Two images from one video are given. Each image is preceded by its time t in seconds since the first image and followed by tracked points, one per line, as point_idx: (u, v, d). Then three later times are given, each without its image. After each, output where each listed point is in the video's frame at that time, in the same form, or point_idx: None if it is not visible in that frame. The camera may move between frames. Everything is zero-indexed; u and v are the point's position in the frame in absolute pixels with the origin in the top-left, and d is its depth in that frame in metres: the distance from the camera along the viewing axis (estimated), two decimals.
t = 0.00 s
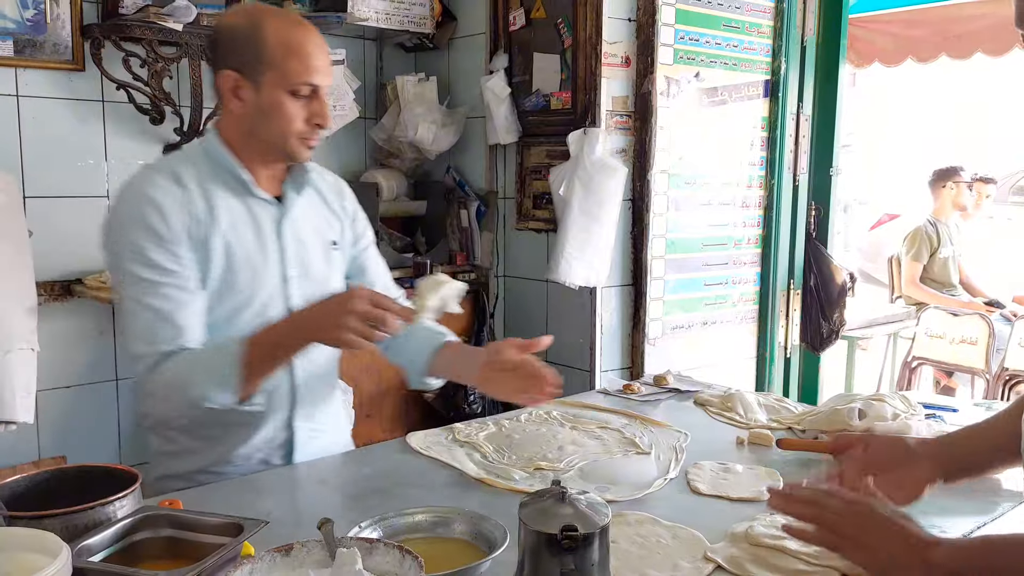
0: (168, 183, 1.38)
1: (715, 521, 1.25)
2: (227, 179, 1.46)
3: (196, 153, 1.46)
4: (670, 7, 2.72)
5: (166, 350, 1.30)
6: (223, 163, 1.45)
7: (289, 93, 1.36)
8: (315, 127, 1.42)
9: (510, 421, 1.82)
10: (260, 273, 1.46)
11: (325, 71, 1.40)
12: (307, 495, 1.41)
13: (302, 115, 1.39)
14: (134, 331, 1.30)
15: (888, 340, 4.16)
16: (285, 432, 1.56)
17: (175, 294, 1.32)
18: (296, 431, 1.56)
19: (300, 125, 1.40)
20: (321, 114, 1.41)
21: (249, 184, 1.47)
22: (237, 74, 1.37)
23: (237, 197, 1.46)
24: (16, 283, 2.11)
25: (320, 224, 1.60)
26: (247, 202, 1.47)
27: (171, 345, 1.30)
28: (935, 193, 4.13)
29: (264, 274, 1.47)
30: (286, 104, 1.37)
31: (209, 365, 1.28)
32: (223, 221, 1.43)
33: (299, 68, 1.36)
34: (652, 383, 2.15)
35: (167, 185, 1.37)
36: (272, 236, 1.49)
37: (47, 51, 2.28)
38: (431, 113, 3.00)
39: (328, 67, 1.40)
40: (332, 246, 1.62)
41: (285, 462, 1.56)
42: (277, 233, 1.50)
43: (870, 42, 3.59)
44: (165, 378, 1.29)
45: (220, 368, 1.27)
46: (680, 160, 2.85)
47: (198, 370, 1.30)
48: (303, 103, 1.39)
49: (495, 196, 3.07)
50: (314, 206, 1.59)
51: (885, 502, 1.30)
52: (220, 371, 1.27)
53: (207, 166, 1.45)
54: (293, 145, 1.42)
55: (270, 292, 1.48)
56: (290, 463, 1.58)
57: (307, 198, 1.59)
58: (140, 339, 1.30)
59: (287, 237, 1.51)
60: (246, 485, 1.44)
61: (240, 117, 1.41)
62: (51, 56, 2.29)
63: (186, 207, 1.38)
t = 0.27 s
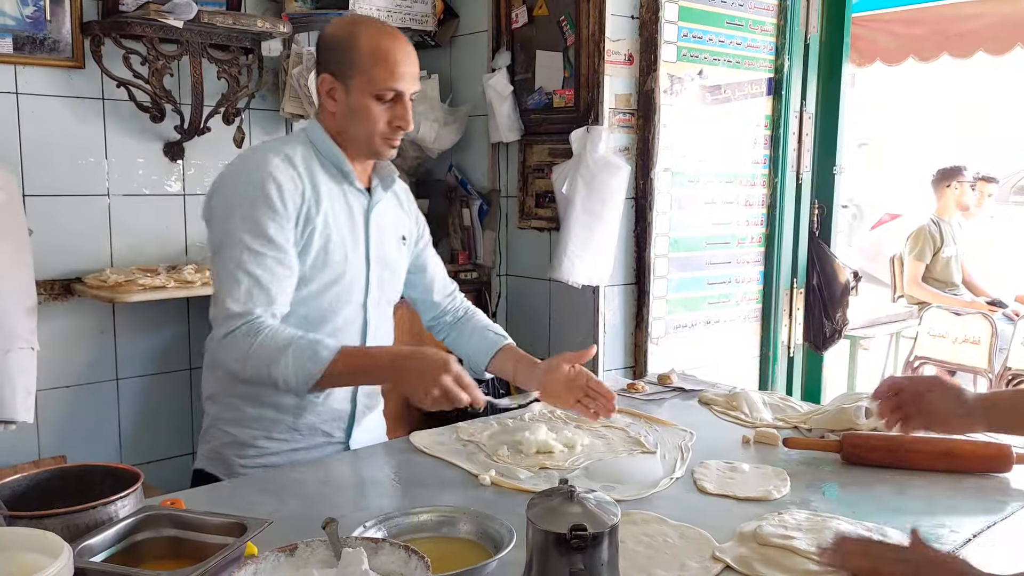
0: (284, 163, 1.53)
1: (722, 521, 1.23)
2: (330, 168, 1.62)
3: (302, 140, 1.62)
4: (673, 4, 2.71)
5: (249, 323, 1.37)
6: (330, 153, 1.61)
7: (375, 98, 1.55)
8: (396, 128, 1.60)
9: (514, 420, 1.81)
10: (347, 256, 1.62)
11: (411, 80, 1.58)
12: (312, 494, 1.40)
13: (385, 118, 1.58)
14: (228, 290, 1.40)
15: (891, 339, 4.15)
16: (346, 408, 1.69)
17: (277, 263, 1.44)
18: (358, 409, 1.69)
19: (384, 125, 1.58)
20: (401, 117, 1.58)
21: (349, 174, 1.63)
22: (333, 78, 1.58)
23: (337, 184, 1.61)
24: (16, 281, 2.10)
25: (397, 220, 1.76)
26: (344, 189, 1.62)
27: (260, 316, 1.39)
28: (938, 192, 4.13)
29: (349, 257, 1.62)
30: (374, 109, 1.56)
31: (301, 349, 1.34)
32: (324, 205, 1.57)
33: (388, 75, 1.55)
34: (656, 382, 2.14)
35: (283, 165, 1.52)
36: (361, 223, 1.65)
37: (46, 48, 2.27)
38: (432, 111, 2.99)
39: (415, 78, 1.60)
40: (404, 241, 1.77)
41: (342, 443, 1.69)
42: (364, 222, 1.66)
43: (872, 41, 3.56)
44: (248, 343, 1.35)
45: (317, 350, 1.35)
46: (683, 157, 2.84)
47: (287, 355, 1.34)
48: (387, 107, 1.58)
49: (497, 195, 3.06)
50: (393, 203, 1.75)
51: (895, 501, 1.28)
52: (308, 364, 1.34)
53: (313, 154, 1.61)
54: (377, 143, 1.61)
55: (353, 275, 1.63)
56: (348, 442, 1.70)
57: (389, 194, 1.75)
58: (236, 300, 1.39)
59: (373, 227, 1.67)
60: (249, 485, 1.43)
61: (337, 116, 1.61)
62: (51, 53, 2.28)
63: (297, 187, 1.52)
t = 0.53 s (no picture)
0: (281, 158, 1.50)
1: (722, 522, 1.23)
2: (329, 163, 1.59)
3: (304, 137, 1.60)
4: (672, 4, 2.70)
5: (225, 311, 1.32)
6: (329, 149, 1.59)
7: (347, 90, 1.49)
8: (366, 121, 1.51)
9: (513, 421, 1.80)
10: (344, 252, 1.58)
11: (388, 72, 1.49)
12: (309, 496, 1.39)
13: (355, 113, 1.51)
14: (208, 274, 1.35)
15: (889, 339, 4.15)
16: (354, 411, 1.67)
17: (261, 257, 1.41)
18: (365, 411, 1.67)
19: (353, 120, 1.51)
20: (371, 110, 1.49)
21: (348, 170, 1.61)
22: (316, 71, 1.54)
23: (335, 179, 1.59)
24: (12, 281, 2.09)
25: (399, 218, 1.73)
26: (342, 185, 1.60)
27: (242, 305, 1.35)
28: (937, 193, 4.16)
29: (346, 253, 1.59)
30: (346, 100, 1.50)
31: (273, 351, 1.31)
32: (321, 201, 1.55)
33: (359, 65, 1.47)
34: (655, 383, 2.13)
35: (281, 158, 1.50)
36: (361, 218, 1.61)
37: (41, 48, 2.26)
38: (431, 111, 2.98)
39: (396, 72, 1.50)
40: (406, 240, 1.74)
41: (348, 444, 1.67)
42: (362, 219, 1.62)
43: (871, 42, 3.55)
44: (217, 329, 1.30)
45: (289, 356, 1.31)
46: (683, 157, 2.83)
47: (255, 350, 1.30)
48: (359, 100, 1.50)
49: (496, 195, 3.05)
50: (394, 201, 1.72)
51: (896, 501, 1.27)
52: (278, 372, 1.30)
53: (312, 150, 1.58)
54: (355, 140, 1.55)
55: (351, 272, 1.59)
56: (354, 441, 1.69)
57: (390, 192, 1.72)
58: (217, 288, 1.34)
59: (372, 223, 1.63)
60: (247, 487, 1.42)
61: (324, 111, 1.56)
62: (46, 52, 2.27)
63: (293, 181, 1.50)
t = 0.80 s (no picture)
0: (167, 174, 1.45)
1: (706, 523, 1.20)
2: (230, 174, 1.50)
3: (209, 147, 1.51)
4: None
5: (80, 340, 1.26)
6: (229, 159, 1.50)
7: (231, 75, 1.45)
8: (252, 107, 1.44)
9: (497, 421, 1.78)
10: (246, 270, 1.49)
11: (276, 55, 1.44)
12: (285, 499, 1.36)
13: (240, 99, 1.44)
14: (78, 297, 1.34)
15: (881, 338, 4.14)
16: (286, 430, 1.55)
17: (113, 282, 1.37)
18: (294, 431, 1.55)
19: (239, 105, 1.45)
20: (254, 92, 1.43)
21: (251, 179, 1.51)
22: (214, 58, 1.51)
23: (236, 191, 1.50)
24: None
25: (324, 226, 1.60)
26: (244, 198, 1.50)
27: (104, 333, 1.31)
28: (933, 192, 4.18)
29: (250, 270, 1.49)
30: (228, 84, 1.45)
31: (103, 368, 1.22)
32: (215, 217, 1.47)
33: (247, 46, 1.43)
34: (643, 382, 2.11)
35: (166, 175, 1.44)
36: (267, 232, 1.52)
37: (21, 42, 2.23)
38: (419, 107, 2.96)
39: (287, 49, 1.45)
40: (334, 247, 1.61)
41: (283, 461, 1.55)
42: (270, 231, 1.52)
43: (863, 39, 3.51)
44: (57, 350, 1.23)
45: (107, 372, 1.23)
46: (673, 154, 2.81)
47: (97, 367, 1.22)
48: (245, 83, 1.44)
49: (485, 192, 3.03)
50: (317, 207, 1.60)
51: (883, 501, 1.26)
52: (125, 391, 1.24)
53: (210, 162, 1.50)
54: (246, 132, 1.48)
55: (258, 290, 1.50)
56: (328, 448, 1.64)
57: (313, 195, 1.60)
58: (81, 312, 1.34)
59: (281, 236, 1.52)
60: (224, 488, 1.40)
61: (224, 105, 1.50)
62: (26, 46, 2.24)
63: (178, 198, 1.44)
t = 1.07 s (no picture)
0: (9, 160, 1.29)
1: (687, 521, 1.19)
2: (78, 154, 1.31)
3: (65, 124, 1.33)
4: None
5: None
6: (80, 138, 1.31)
7: (86, 43, 1.16)
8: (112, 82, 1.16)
9: (477, 417, 1.76)
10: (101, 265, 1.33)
11: (143, 19, 1.16)
12: (258, 499, 1.33)
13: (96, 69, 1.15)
14: None
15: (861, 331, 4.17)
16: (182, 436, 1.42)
17: None
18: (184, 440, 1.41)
19: (93, 77, 1.16)
20: (110, 60, 1.14)
21: (99, 162, 1.31)
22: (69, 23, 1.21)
23: (86, 176, 1.32)
24: None
25: (202, 207, 1.36)
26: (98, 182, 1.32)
27: None
28: (915, 186, 4.15)
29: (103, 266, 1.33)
30: (79, 51, 1.16)
31: None
32: (63, 207, 1.30)
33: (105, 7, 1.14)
34: (624, 376, 2.10)
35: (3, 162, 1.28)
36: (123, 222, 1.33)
37: None
38: (397, 99, 2.93)
39: (150, 12, 1.16)
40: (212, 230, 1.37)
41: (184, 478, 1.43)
42: (128, 220, 1.34)
43: (844, 33, 3.55)
44: None
45: None
46: (654, 148, 2.80)
47: None
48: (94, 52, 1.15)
49: (465, 185, 3.00)
50: (188, 185, 1.36)
51: (865, 496, 1.25)
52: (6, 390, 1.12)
53: (62, 142, 1.31)
54: (102, 109, 1.20)
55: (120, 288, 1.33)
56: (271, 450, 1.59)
57: (187, 170, 1.36)
58: None
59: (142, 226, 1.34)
60: (196, 489, 1.36)
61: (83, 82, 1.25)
62: None
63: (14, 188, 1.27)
